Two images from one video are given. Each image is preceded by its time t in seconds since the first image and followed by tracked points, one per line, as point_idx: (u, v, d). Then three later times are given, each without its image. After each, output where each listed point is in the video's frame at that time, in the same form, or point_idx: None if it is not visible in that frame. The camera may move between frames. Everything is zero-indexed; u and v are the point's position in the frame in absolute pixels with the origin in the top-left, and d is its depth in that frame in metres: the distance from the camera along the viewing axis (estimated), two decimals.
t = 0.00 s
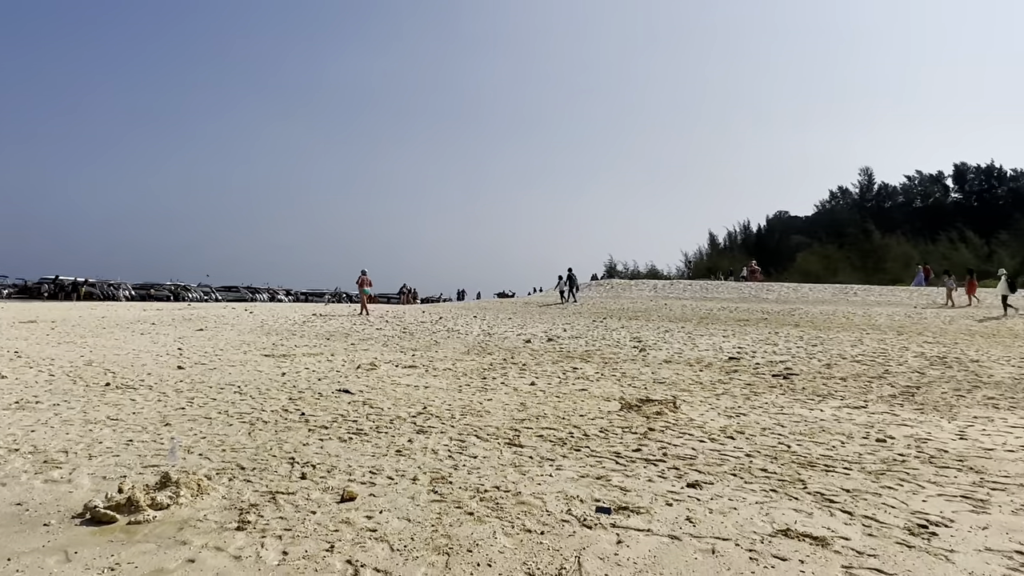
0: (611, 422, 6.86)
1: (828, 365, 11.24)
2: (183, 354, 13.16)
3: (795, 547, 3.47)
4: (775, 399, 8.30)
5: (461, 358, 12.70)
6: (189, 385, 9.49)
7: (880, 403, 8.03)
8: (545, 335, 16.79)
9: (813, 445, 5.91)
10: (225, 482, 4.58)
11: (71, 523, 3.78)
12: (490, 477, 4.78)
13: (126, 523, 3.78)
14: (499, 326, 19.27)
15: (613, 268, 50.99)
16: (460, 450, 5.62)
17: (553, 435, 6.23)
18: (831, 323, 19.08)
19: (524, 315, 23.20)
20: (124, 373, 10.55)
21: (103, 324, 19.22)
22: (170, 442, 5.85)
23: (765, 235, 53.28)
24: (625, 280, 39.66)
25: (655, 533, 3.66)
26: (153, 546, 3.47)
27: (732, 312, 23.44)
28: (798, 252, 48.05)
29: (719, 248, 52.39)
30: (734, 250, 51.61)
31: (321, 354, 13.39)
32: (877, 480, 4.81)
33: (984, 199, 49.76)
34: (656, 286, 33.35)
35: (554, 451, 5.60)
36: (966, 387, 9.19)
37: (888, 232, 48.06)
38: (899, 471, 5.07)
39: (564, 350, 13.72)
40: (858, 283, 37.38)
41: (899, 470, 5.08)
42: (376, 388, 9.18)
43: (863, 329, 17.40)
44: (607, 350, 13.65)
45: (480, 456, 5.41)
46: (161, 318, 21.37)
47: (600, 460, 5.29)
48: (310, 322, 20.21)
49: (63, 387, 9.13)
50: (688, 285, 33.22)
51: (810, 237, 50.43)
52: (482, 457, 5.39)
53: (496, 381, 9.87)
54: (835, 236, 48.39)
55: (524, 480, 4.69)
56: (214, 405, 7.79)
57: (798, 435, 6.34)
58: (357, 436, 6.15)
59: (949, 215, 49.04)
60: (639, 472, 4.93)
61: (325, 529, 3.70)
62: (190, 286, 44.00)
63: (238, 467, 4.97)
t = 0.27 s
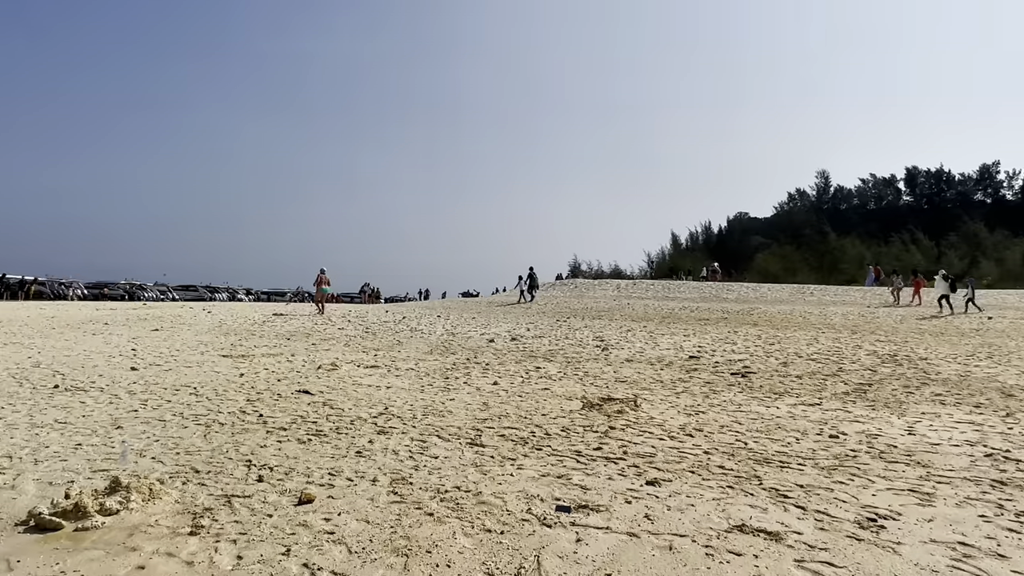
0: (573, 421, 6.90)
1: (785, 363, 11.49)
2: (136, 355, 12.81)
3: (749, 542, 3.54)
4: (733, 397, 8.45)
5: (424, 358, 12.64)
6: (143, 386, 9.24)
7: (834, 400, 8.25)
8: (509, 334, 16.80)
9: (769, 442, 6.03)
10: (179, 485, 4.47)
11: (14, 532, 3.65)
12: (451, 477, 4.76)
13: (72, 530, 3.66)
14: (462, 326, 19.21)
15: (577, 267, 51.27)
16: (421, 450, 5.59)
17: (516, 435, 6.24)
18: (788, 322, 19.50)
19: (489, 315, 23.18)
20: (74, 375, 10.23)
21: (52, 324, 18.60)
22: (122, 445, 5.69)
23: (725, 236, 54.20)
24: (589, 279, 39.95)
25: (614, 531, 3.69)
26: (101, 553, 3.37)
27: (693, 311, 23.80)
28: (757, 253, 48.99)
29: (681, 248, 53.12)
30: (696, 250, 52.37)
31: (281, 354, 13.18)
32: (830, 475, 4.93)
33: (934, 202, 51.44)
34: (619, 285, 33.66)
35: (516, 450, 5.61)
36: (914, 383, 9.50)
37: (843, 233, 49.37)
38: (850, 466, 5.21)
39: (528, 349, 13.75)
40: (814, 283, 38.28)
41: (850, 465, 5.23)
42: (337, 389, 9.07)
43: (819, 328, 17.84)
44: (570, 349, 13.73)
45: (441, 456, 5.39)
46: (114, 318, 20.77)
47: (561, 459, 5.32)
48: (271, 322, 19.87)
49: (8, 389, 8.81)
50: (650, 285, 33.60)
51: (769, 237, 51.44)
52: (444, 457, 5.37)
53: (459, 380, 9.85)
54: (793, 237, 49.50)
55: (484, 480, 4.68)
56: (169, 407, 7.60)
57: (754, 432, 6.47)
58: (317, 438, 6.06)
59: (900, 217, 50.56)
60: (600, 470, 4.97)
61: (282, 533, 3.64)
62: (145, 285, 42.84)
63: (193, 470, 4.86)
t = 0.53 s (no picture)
0: (537, 421, 6.93)
1: (745, 362, 11.71)
2: (91, 357, 12.45)
3: (709, 539, 3.60)
4: (695, 396, 8.58)
5: (389, 358, 12.55)
6: (98, 389, 8.99)
7: (792, 398, 8.43)
8: (475, 334, 16.79)
9: (729, 440, 6.14)
10: (133, 491, 4.36)
11: None
12: (415, 478, 4.73)
13: (19, 539, 3.54)
14: (428, 326, 19.12)
15: (544, 267, 51.43)
16: (385, 452, 5.54)
17: (480, 435, 6.23)
18: (749, 322, 19.85)
19: (455, 315, 23.12)
20: (25, 378, 9.90)
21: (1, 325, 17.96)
22: (74, 449, 5.52)
23: (689, 237, 54.95)
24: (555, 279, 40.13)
25: (577, 530, 3.71)
26: (51, 562, 3.27)
27: (658, 311, 24.07)
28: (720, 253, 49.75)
29: (646, 249, 53.68)
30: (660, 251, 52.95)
31: (242, 355, 12.95)
32: (787, 472, 5.04)
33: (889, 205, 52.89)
34: (586, 285, 33.87)
35: (480, 450, 5.61)
36: (869, 381, 9.77)
37: (803, 234, 50.46)
38: (807, 463, 5.34)
39: (493, 349, 13.75)
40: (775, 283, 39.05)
41: (807, 462, 5.35)
42: (300, 390, 8.96)
43: (779, 327, 18.22)
44: (536, 349, 13.78)
45: (404, 458, 5.35)
46: (67, 319, 20.15)
47: (525, 459, 5.33)
48: (232, 322, 19.50)
49: None
50: (616, 285, 33.88)
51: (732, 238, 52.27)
52: (407, 459, 5.34)
53: (424, 381, 9.80)
54: (754, 239, 50.44)
55: (448, 481, 4.67)
56: (124, 410, 7.40)
57: (715, 430, 6.57)
58: (278, 440, 5.97)
59: (857, 219, 51.87)
60: (563, 470, 5.00)
61: (240, 538, 3.57)
62: (101, 285, 41.67)
63: (148, 475, 4.74)
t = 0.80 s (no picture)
0: (502, 420, 6.93)
1: (708, 361, 11.89)
2: (43, 358, 12.06)
3: (670, 535, 3.64)
4: (658, 394, 8.68)
5: (353, 358, 12.42)
6: (49, 391, 8.71)
7: (753, 395, 8.59)
8: (440, 334, 16.71)
9: (691, 437, 6.22)
10: (85, 496, 4.24)
11: None
12: (378, 479, 4.69)
13: None
14: (394, 326, 18.98)
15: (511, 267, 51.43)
16: (348, 453, 5.48)
17: (444, 435, 6.21)
18: (712, 321, 20.14)
19: (421, 314, 22.99)
20: None
21: None
22: (23, 454, 5.34)
23: (655, 237, 55.53)
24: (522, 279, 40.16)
25: (539, 529, 3.72)
26: None
27: (623, 311, 24.28)
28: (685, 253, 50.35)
29: (612, 248, 54.09)
30: (626, 251, 53.37)
31: (202, 356, 12.68)
32: (747, 468, 5.13)
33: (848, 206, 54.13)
34: (552, 285, 33.98)
35: (445, 450, 5.58)
36: (827, 379, 9.99)
37: (765, 235, 51.39)
38: (766, 459, 5.44)
39: (459, 349, 13.71)
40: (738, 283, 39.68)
41: (766, 458, 5.45)
42: (261, 391, 8.81)
43: (741, 326, 18.53)
44: (501, 349, 13.78)
45: (367, 459, 5.30)
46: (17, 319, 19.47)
47: (489, 458, 5.33)
48: (192, 322, 19.09)
49: None
50: (582, 284, 34.05)
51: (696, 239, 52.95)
52: (370, 459, 5.28)
53: (389, 381, 9.73)
54: (718, 239, 51.21)
55: (411, 481, 4.64)
56: (77, 413, 7.19)
57: (677, 428, 6.66)
58: (238, 442, 5.86)
59: (817, 220, 52.99)
60: (527, 468, 5.01)
61: (197, 542, 3.50)
62: (55, 284, 40.40)
63: (101, 479, 4.61)
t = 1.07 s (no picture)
0: (467, 419, 6.92)
1: (671, 358, 12.05)
2: None
3: (630, 531, 3.68)
4: (622, 391, 8.77)
5: (316, 358, 12.27)
6: None
7: (714, 392, 8.74)
8: (405, 332, 16.62)
9: (653, 433, 6.30)
10: (34, 502, 4.10)
11: None
12: (339, 479, 4.64)
13: None
14: (358, 324, 18.82)
15: (477, 265, 51.30)
16: (309, 453, 5.42)
17: (408, 434, 6.17)
18: (676, 318, 20.40)
19: (386, 313, 22.81)
20: None
21: None
22: None
23: (620, 235, 56.01)
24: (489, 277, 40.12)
25: (502, 526, 3.73)
26: None
27: (589, 308, 24.43)
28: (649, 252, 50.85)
29: (578, 246, 54.37)
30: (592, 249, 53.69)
31: (160, 357, 12.38)
32: (707, 463, 5.22)
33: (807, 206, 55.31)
34: (518, 283, 34.04)
35: (408, 450, 5.55)
36: (786, 375, 10.22)
37: (727, 233, 52.24)
38: (726, 454, 5.54)
39: (424, 348, 13.65)
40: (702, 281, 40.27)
41: (726, 453, 5.55)
42: (221, 392, 8.64)
43: (704, 324, 18.80)
44: (467, 347, 13.76)
45: (329, 459, 5.24)
46: None
47: (453, 457, 5.31)
48: (149, 322, 18.63)
49: None
50: (548, 283, 34.18)
51: (660, 237, 53.52)
52: (332, 460, 5.22)
53: (352, 381, 9.64)
54: (682, 238, 51.89)
55: (374, 482, 4.60)
56: (27, 417, 6.95)
57: (640, 424, 6.73)
58: (195, 444, 5.74)
59: (778, 219, 54.04)
60: (490, 467, 5.01)
61: (151, 547, 3.42)
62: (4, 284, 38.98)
63: (51, 484, 4.47)
